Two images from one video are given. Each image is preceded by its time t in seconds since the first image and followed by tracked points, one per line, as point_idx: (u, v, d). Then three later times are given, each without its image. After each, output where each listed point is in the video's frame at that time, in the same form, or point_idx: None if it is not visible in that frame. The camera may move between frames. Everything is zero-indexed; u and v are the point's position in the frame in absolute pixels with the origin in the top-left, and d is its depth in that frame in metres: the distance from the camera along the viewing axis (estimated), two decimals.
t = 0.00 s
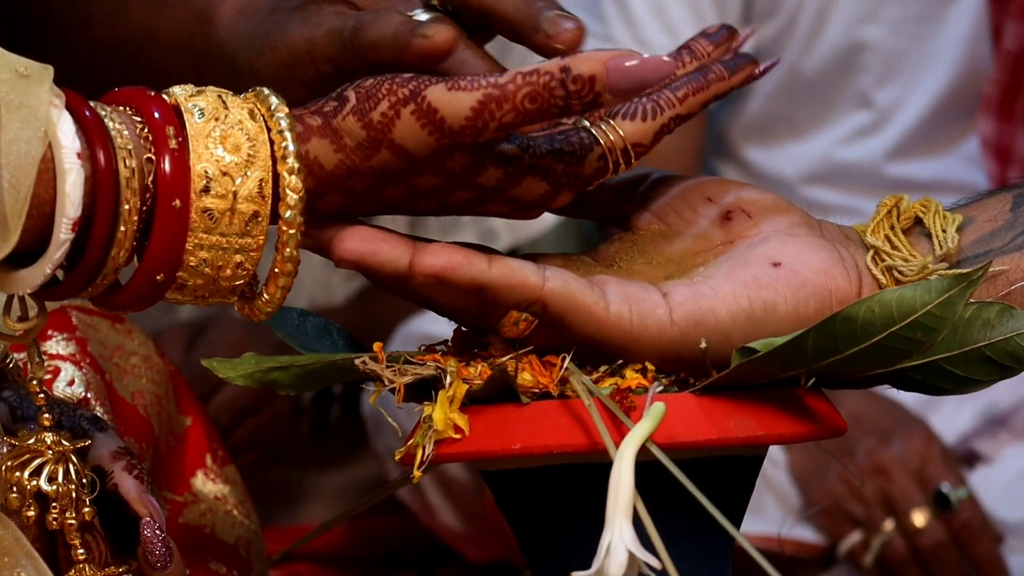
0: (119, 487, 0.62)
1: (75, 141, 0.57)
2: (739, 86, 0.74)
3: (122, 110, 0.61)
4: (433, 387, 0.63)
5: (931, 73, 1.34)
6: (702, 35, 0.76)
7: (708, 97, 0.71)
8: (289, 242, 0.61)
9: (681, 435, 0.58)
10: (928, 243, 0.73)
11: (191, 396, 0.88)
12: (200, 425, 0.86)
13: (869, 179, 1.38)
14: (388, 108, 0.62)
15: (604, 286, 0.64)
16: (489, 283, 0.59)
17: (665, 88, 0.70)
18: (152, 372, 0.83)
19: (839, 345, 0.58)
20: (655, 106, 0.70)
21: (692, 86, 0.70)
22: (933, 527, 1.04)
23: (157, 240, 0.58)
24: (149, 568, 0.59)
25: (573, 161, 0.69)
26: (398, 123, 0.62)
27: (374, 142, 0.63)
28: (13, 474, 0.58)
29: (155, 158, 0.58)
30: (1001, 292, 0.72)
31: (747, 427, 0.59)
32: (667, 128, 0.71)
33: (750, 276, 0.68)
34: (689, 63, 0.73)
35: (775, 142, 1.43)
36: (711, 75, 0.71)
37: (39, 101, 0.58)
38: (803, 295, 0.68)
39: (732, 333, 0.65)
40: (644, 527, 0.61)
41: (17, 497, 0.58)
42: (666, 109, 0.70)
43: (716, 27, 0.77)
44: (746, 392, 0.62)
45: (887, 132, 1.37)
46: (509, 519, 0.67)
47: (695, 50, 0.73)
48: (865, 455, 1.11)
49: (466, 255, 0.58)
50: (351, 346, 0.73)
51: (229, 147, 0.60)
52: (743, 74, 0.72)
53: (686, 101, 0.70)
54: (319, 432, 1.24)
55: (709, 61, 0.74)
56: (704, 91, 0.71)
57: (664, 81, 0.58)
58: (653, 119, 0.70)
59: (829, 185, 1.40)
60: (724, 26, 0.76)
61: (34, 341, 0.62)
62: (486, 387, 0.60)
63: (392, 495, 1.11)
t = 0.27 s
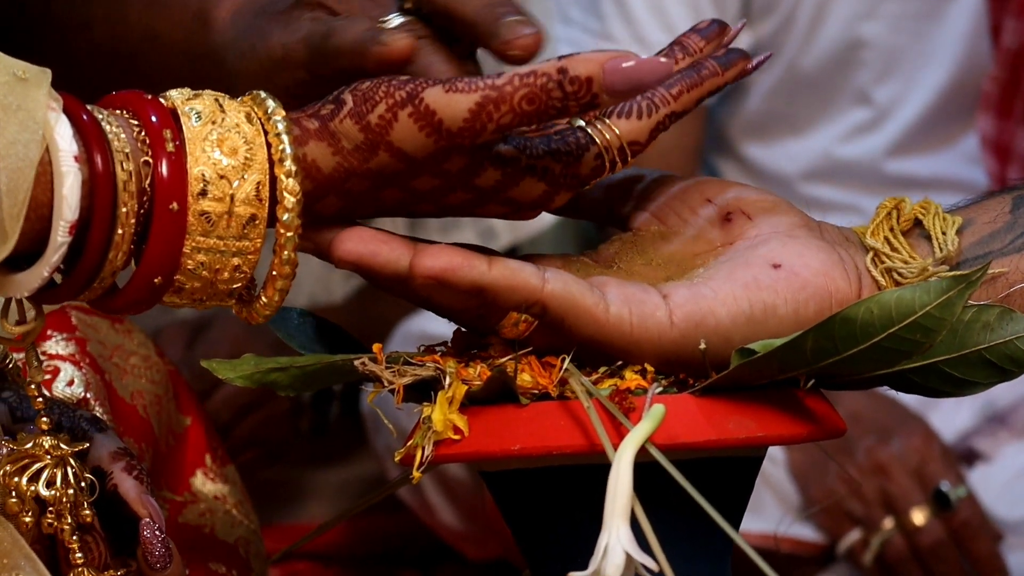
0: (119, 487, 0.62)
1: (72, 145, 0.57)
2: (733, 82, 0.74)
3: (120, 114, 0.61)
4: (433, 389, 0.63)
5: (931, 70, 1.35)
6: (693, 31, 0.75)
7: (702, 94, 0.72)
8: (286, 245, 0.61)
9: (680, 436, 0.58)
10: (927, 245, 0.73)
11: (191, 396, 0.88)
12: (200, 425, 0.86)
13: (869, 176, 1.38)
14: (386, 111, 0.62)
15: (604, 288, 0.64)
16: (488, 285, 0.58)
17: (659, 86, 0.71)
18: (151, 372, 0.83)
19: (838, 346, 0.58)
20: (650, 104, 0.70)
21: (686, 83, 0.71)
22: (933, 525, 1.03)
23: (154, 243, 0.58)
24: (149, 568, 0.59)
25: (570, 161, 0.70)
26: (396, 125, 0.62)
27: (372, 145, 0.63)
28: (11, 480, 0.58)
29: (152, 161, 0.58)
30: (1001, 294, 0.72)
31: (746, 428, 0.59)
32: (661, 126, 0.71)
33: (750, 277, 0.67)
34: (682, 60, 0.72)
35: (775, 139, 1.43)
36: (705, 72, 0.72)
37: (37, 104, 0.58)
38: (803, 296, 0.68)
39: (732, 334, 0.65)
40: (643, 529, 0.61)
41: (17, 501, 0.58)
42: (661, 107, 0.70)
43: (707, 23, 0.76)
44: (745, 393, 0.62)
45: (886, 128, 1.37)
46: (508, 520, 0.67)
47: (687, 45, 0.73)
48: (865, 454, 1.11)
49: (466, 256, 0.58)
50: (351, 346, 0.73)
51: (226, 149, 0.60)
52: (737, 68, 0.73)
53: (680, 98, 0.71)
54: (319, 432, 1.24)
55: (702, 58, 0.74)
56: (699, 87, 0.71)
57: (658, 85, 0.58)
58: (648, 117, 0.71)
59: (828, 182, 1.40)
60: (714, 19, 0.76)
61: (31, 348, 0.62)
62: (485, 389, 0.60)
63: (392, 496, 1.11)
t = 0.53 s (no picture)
0: (119, 489, 0.62)
1: (72, 140, 0.57)
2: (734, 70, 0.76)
3: (120, 109, 0.61)
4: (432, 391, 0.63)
5: (931, 69, 1.35)
6: (695, 21, 0.77)
7: (703, 82, 0.74)
8: (289, 239, 0.61)
9: (680, 438, 0.58)
10: (927, 247, 0.73)
11: (190, 397, 0.88)
12: (199, 427, 0.86)
13: (869, 175, 1.38)
14: (388, 104, 0.62)
15: (604, 290, 0.64)
16: (490, 286, 0.58)
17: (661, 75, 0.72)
18: (151, 373, 0.83)
19: (837, 348, 0.58)
20: (652, 93, 0.72)
21: (686, 71, 0.73)
22: (933, 526, 1.03)
23: (157, 239, 0.58)
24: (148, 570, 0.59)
25: (573, 153, 0.71)
26: (397, 119, 0.62)
27: (374, 138, 0.63)
28: (12, 477, 0.58)
29: (153, 157, 0.58)
30: (1001, 296, 0.72)
31: (746, 430, 0.59)
32: (664, 115, 0.72)
33: (751, 280, 0.67)
34: (683, 49, 0.74)
35: (775, 139, 1.43)
36: (705, 60, 0.73)
37: (38, 100, 0.58)
38: (804, 299, 0.67)
39: (733, 337, 0.65)
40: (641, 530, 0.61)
41: (17, 500, 0.58)
42: (662, 95, 0.72)
43: (707, 13, 0.79)
44: (745, 395, 0.62)
45: (886, 128, 1.37)
46: (507, 520, 0.67)
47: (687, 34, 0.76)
48: (864, 454, 1.11)
49: (467, 258, 0.58)
50: (348, 347, 0.72)
51: (227, 144, 0.60)
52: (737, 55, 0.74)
53: (681, 86, 0.72)
54: (319, 432, 1.23)
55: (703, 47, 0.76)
56: (699, 75, 0.73)
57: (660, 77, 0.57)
58: (649, 107, 0.72)
59: (828, 182, 1.39)
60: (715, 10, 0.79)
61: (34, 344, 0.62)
62: (485, 390, 0.60)
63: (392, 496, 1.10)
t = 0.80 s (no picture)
0: (119, 490, 0.62)
1: (72, 144, 0.57)
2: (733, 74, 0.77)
3: (121, 113, 0.61)
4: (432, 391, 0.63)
5: (931, 73, 1.35)
6: (695, 28, 0.79)
7: (702, 88, 0.74)
8: (288, 243, 0.61)
9: (680, 439, 0.58)
10: (927, 248, 0.73)
11: (190, 399, 0.88)
12: (199, 428, 0.86)
13: (869, 179, 1.39)
14: (387, 109, 0.62)
15: (605, 291, 0.64)
16: (491, 288, 0.58)
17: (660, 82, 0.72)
18: (151, 374, 0.83)
19: (837, 348, 0.58)
20: (651, 101, 0.71)
21: (686, 78, 0.73)
22: (932, 527, 1.04)
23: (156, 242, 0.58)
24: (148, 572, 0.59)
25: (572, 161, 0.70)
26: (397, 124, 0.62)
27: (372, 143, 0.63)
28: (12, 481, 0.58)
29: (153, 160, 0.58)
30: (1001, 299, 0.72)
31: (746, 430, 0.59)
32: (664, 122, 0.72)
33: (752, 282, 0.68)
34: (684, 56, 0.76)
35: (775, 142, 1.44)
36: (705, 66, 0.74)
37: (37, 104, 0.58)
38: (805, 301, 0.68)
39: (734, 338, 0.65)
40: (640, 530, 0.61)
41: (17, 503, 0.58)
42: (662, 103, 0.71)
43: (708, 19, 0.80)
44: (745, 395, 0.62)
45: (885, 132, 1.37)
46: (507, 522, 0.67)
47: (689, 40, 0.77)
48: (864, 457, 1.12)
49: (468, 260, 0.58)
50: (350, 348, 0.73)
51: (227, 149, 0.60)
52: (736, 60, 0.75)
53: (681, 93, 0.72)
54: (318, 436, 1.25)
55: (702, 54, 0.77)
56: (699, 82, 0.73)
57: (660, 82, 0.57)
58: (649, 114, 0.71)
59: (827, 186, 1.41)
60: (715, 17, 0.80)
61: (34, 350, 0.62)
62: (484, 391, 0.60)
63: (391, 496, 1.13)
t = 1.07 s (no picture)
0: (121, 493, 0.62)
1: (73, 151, 0.57)
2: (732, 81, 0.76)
3: (122, 119, 0.61)
4: (434, 394, 0.63)
5: (931, 74, 1.35)
6: (692, 35, 0.79)
7: (702, 97, 0.74)
8: (288, 252, 0.61)
9: (682, 440, 0.58)
10: (929, 250, 0.73)
11: (191, 400, 0.88)
12: (200, 430, 0.86)
13: (869, 180, 1.39)
14: (388, 119, 0.62)
15: (607, 292, 0.64)
16: (491, 291, 0.59)
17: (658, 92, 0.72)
18: (152, 376, 0.83)
19: (839, 350, 0.58)
20: (650, 112, 0.72)
21: (685, 87, 0.72)
22: (932, 529, 1.03)
23: (155, 250, 0.58)
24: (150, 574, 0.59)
25: (572, 174, 0.70)
26: (397, 134, 0.62)
27: (373, 152, 0.64)
28: (13, 488, 0.58)
29: (153, 167, 0.58)
30: (1001, 300, 0.72)
31: (747, 432, 0.59)
32: (663, 133, 0.72)
33: (753, 283, 0.68)
34: (682, 65, 0.76)
35: (775, 144, 1.44)
36: (703, 74, 0.73)
37: (39, 111, 0.58)
38: (806, 302, 0.68)
39: (735, 339, 0.65)
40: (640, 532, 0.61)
41: (18, 510, 0.58)
42: (661, 114, 0.71)
43: (705, 25, 0.79)
44: (746, 397, 0.62)
45: (886, 134, 1.38)
46: (508, 523, 0.67)
47: (686, 50, 0.77)
48: (863, 458, 1.12)
49: (468, 264, 0.58)
50: (352, 350, 0.73)
51: (228, 156, 0.60)
52: (734, 68, 0.75)
53: (680, 103, 0.72)
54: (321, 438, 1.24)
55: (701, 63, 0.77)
56: (697, 90, 0.73)
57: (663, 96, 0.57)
58: (649, 126, 0.72)
59: (828, 188, 1.41)
60: (714, 24, 0.80)
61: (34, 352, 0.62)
62: (487, 393, 0.60)
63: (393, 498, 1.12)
